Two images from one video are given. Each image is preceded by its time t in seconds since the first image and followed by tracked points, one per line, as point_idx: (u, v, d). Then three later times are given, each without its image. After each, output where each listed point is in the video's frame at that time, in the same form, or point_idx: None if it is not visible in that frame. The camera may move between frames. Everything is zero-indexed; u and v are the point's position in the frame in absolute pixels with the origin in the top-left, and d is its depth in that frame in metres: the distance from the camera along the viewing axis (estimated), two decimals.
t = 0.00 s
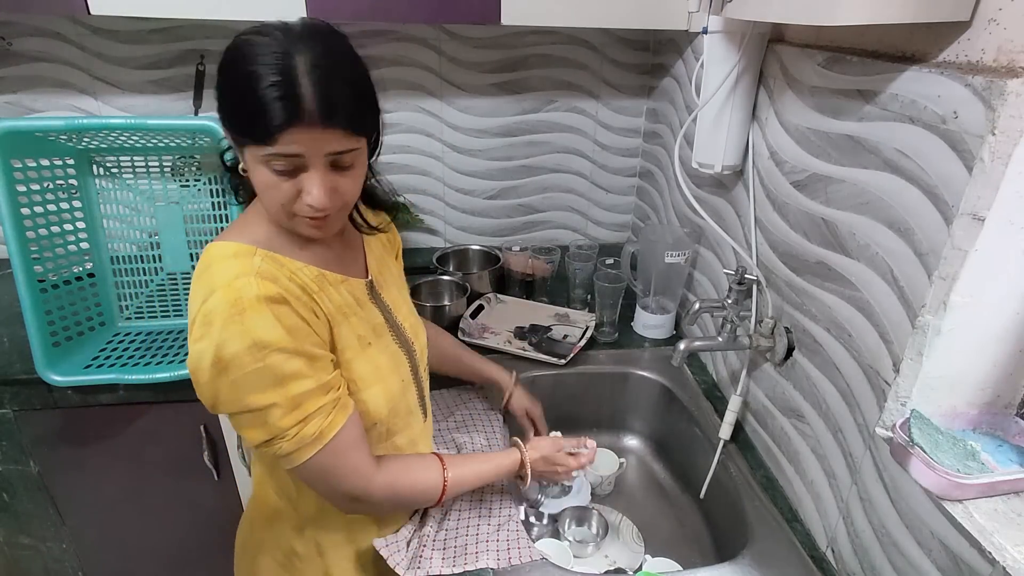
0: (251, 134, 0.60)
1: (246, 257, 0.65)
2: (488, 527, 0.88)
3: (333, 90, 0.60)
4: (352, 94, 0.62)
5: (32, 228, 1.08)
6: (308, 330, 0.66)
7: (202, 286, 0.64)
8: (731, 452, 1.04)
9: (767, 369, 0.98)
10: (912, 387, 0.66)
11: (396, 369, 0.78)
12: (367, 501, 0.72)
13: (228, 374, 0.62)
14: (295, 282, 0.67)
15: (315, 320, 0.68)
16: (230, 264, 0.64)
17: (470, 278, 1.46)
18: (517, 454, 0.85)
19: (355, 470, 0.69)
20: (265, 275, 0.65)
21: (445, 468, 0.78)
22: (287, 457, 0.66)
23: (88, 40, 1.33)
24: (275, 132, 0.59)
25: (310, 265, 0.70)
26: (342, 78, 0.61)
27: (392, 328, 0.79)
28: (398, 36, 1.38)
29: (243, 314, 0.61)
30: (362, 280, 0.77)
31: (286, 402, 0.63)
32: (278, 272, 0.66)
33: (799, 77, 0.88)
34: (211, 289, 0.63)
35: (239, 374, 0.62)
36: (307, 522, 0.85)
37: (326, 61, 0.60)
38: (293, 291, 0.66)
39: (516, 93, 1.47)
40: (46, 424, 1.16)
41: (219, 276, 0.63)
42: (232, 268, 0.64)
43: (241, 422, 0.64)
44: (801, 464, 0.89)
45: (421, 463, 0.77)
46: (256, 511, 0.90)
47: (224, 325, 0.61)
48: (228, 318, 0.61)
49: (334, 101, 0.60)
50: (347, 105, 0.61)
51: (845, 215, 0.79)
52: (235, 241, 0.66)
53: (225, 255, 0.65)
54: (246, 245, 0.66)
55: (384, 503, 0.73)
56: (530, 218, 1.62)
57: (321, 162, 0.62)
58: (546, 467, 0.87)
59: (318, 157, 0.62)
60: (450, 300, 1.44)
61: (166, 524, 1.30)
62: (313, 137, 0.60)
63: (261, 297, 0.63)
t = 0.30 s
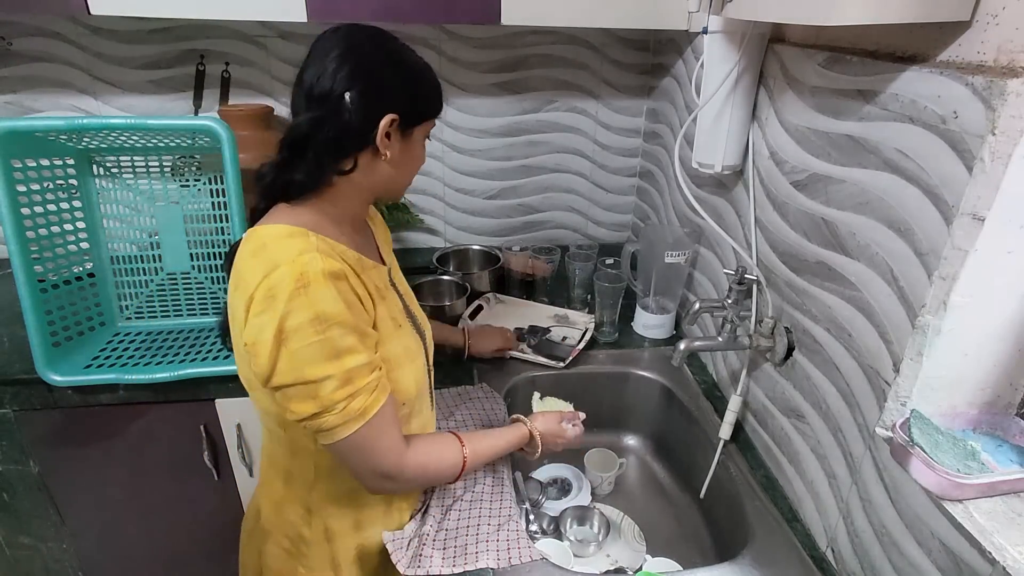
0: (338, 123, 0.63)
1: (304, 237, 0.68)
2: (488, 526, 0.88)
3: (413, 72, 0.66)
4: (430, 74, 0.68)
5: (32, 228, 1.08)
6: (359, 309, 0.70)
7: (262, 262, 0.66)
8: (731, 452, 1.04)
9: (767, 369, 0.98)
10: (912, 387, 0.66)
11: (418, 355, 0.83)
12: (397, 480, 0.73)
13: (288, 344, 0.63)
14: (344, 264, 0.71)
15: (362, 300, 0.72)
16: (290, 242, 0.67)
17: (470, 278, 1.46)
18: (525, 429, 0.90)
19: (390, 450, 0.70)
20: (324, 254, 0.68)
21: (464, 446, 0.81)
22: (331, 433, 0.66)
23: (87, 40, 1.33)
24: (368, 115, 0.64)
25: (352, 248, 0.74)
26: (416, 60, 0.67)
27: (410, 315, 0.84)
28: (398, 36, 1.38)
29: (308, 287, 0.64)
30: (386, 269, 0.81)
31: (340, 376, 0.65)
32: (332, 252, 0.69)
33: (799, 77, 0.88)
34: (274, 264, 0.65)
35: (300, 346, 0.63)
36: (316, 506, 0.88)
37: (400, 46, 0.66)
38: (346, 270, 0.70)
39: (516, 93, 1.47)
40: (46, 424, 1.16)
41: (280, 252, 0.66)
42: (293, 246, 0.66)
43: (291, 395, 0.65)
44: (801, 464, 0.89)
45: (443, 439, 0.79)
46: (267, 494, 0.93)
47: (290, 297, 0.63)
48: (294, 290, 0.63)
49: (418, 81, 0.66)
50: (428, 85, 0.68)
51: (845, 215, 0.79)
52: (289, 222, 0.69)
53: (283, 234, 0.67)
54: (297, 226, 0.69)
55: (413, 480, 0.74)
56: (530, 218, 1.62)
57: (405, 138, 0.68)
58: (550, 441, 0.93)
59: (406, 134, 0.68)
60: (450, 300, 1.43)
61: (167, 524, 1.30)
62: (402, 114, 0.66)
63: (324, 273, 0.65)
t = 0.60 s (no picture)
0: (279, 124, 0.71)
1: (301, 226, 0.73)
2: (488, 526, 0.88)
3: (336, 77, 0.65)
4: (365, 78, 0.66)
5: (32, 228, 1.08)
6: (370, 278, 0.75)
7: (266, 254, 0.71)
8: (731, 452, 1.04)
9: (767, 369, 0.98)
10: (912, 387, 0.66)
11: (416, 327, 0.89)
12: (455, 412, 0.76)
13: (319, 316, 0.69)
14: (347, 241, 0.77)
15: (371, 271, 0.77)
16: (293, 231, 0.72)
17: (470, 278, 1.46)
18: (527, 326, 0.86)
19: (434, 380, 0.74)
20: (328, 234, 0.74)
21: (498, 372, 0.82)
22: (383, 386, 0.72)
23: (87, 40, 1.33)
24: (290, 117, 0.68)
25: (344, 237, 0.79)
26: (354, 63, 0.66)
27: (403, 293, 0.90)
28: (398, 36, 1.38)
29: (323, 262, 0.69)
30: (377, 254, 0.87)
31: (376, 331, 0.70)
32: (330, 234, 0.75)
33: (800, 77, 0.88)
34: (280, 253, 0.70)
35: (335, 313, 0.69)
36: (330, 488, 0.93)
37: (334, 47, 0.65)
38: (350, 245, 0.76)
39: (516, 93, 1.47)
40: (46, 424, 1.16)
41: (287, 241, 0.71)
42: (298, 233, 0.72)
43: (338, 362, 0.70)
44: (801, 464, 0.89)
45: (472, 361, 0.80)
46: (279, 483, 0.98)
47: (311, 274, 0.69)
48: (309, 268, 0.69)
49: (339, 85, 0.65)
50: (354, 90, 0.66)
51: (845, 215, 0.78)
52: (281, 216, 0.74)
53: (282, 227, 0.73)
54: (294, 218, 0.74)
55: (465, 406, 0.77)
56: (530, 218, 1.62)
57: (332, 142, 0.70)
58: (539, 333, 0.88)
59: (332, 137, 0.69)
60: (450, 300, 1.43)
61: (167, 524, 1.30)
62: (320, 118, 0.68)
63: (332, 250, 0.71)
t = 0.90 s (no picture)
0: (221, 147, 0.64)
1: (250, 273, 0.66)
2: (488, 526, 0.88)
3: (277, 83, 0.59)
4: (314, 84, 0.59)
5: (32, 229, 1.08)
6: (322, 342, 0.68)
7: (205, 308, 0.64)
8: (731, 452, 1.04)
9: (767, 369, 0.98)
10: (912, 387, 0.66)
11: (393, 368, 0.82)
12: (395, 510, 0.72)
13: (249, 396, 0.63)
14: (300, 292, 0.69)
15: (324, 330, 0.70)
16: (234, 285, 0.65)
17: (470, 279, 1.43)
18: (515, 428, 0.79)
19: (376, 478, 0.68)
20: (273, 292, 0.66)
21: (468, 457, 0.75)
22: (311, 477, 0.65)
23: (87, 40, 1.33)
24: (232, 135, 0.62)
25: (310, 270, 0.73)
26: (296, 64, 0.59)
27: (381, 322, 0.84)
28: (398, 36, 1.38)
29: (259, 334, 0.62)
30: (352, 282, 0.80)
31: (307, 421, 0.64)
32: (280, 287, 0.68)
33: (799, 77, 0.88)
34: (219, 312, 0.63)
35: (262, 396, 0.62)
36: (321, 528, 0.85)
37: (274, 49, 0.59)
38: (300, 302, 0.68)
39: (515, 93, 1.47)
40: (46, 424, 1.16)
41: (226, 298, 0.64)
42: (240, 288, 0.65)
43: (265, 445, 0.65)
44: (801, 464, 0.89)
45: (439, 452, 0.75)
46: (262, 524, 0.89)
47: (242, 347, 0.62)
48: (244, 338, 0.62)
49: (280, 92, 0.59)
50: (302, 97, 0.59)
51: (845, 216, 0.78)
52: (229, 258, 0.67)
53: (227, 274, 0.66)
54: (242, 262, 0.67)
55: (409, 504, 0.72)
56: (530, 218, 1.62)
57: (279, 163, 0.63)
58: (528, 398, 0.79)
59: (278, 159, 0.63)
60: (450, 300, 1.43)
61: (167, 524, 1.30)
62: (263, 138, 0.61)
63: (273, 315, 0.64)
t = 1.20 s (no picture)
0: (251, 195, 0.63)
1: (298, 326, 0.67)
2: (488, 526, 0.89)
3: (327, 147, 0.57)
4: (368, 151, 0.58)
5: (32, 228, 1.08)
6: (379, 395, 0.69)
7: (259, 365, 0.64)
8: (731, 452, 1.04)
9: (767, 369, 0.98)
10: (912, 387, 0.66)
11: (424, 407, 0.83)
12: (456, 555, 0.73)
13: (318, 457, 0.63)
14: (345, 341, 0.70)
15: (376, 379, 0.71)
16: (290, 340, 0.65)
17: (470, 279, 1.43)
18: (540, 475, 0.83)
19: (441, 524, 0.70)
20: (330, 345, 0.67)
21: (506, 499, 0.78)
22: (379, 531, 0.66)
23: (87, 40, 1.33)
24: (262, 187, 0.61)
25: (336, 310, 0.74)
26: (343, 133, 0.57)
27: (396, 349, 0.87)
28: (397, 36, 1.38)
29: (326, 395, 0.62)
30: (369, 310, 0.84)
31: (381, 479, 0.64)
32: (333, 340, 0.68)
33: (799, 77, 0.88)
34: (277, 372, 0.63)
35: (331, 457, 0.63)
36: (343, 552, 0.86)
37: (328, 111, 0.56)
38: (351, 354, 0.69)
39: (515, 93, 1.47)
40: (46, 424, 1.16)
41: (283, 355, 0.64)
42: (297, 344, 0.65)
43: (332, 505, 0.65)
44: (801, 465, 0.89)
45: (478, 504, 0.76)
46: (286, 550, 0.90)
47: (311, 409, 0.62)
48: (314, 401, 0.62)
49: (332, 157, 0.57)
50: (350, 165, 0.58)
51: (845, 215, 0.78)
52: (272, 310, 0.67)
53: (275, 328, 0.66)
54: (288, 315, 0.67)
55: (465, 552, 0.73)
56: (530, 218, 1.62)
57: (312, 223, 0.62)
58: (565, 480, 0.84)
59: (311, 221, 0.62)
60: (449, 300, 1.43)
61: (167, 523, 1.30)
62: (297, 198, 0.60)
63: (340, 372, 0.64)
